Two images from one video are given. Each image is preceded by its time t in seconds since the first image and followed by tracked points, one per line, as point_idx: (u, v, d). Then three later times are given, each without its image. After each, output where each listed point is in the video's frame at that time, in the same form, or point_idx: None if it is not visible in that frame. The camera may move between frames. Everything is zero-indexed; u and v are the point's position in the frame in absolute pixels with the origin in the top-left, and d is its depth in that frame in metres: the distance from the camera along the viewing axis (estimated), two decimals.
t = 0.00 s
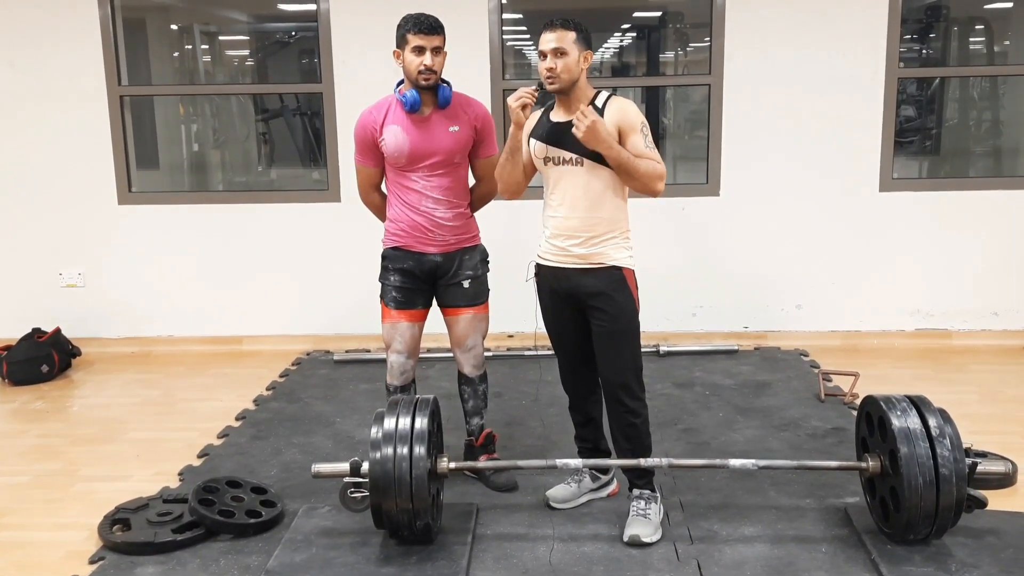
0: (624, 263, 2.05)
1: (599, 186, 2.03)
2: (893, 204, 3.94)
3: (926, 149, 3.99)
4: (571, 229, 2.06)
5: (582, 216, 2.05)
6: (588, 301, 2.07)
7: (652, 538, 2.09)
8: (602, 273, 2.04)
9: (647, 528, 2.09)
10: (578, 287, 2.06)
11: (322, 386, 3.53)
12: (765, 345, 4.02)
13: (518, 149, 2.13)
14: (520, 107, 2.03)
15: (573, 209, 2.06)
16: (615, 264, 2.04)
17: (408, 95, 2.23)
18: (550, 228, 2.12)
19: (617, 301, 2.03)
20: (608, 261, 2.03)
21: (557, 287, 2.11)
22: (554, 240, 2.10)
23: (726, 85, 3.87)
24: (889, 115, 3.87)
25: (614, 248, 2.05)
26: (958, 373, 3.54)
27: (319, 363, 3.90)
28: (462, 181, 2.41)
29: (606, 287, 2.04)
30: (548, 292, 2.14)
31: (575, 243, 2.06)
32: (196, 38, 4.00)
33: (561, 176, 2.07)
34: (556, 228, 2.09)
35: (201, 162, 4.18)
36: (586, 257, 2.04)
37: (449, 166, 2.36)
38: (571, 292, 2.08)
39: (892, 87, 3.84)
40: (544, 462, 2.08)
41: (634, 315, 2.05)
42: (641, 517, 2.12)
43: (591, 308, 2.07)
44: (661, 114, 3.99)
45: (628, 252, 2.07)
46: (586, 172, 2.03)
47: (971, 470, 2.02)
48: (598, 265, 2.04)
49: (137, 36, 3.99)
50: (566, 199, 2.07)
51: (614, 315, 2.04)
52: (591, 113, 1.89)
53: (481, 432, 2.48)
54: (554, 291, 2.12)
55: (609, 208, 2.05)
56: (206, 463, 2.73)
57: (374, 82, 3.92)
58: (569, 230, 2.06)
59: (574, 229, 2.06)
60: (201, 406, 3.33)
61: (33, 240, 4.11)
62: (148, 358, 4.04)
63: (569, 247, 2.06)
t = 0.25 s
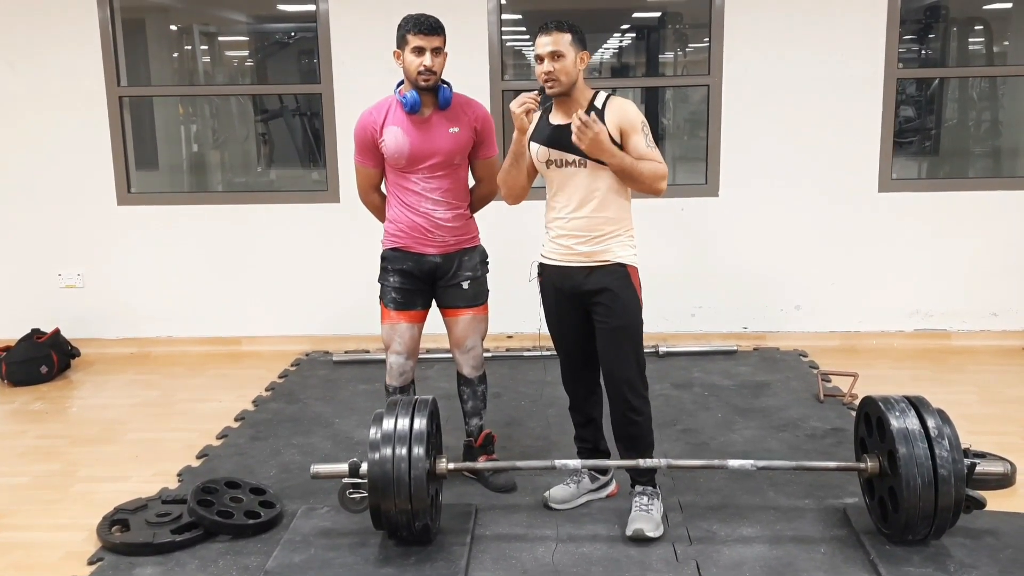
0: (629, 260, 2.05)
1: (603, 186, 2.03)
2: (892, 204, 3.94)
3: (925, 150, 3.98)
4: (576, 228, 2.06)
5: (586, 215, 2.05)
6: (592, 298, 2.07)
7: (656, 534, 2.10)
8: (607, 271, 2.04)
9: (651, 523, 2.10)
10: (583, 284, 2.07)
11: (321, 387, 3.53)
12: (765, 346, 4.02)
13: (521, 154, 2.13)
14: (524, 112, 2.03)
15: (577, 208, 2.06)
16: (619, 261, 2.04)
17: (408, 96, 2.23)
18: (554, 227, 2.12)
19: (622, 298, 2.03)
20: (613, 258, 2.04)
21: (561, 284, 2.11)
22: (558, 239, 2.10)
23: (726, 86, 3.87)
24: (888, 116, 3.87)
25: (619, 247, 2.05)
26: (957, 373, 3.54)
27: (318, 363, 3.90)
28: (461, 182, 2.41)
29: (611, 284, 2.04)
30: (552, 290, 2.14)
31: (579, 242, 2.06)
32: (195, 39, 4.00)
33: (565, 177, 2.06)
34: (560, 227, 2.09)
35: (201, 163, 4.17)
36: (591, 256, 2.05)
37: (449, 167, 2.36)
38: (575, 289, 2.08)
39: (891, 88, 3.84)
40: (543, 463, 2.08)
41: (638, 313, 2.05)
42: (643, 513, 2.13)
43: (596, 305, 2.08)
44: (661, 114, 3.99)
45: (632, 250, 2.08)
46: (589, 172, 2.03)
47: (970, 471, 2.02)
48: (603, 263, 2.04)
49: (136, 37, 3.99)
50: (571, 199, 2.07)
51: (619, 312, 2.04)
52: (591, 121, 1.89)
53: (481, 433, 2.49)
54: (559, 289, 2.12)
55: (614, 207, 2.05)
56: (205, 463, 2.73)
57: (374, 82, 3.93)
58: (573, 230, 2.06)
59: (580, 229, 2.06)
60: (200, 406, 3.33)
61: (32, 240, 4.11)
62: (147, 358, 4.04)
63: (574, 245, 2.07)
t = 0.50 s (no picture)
0: (633, 262, 2.06)
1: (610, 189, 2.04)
2: (891, 207, 3.94)
3: (925, 150, 3.98)
4: (582, 229, 2.07)
5: (591, 216, 2.06)
6: (597, 300, 2.08)
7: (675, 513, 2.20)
8: (611, 272, 2.05)
9: (670, 503, 2.20)
10: (588, 287, 2.08)
11: (320, 388, 3.53)
12: (764, 346, 4.03)
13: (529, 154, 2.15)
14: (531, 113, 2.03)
15: (582, 209, 2.07)
16: (624, 263, 2.05)
17: (408, 97, 2.23)
18: (559, 228, 2.13)
19: (627, 299, 2.04)
20: (617, 259, 2.05)
21: (566, 284, 2.11)
22: (563, 239, 2.11)
23: (725, 87, 3.88)
24: (887, 117, 3.87)
25: (624, 249, 2.06)
26: (956, 374, 3.54)
27: (317, 364, 3.90)
28: (461, 183, 2.41)
29: (616, 285, 2.05)
30: (557, 290, 2.14)
31: (584, 242, 2.07)
32: (194, 40, 3.99)
33: (570, 178, 2.07)
34: (565, 227, 2.10)
35: (200, 164, 4.16)
36: (595, 256, 2.06)
37: (448, 168, 2.36)
38: (580, 289, 2.09)
39: (890, 89, 3.85)
40: (542, 463, 2.08)
41: (643, 314, 2.06)
42: (661, 493, 2.21)
43: (601, 306, 2.09)
44: (661, 115, 3.98)
45: (637, 251, 2.09)
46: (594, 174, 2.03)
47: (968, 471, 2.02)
48: (607, 264, 2.05)
49: (136, 37, 3.99)
50: (576, 200, 2.07)
51: (624, 313, 2.05)
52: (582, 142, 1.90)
53: (480, 433, 2.49)
54: (563, 289, 2.13)
55: (619, 209, 2.06)
56: (204, 464, 2.73)
57: (372, 84, 3.93)
58: (578, 230, 2.07)
59: (585, 230, 2.06)
60: (199, 407, 3.33)
61: (31, 241, 4.11)
62: (146, 359, 4.04)
63: (579, 246, 2.07)
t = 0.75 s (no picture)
0: (645, 264, 2.08)
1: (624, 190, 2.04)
2: (889, 207, 3.94)
3: (924, 150, 3.97)
4: (593, 230, 2.07)
5: (604, 216, 2.06)
6: (610, 304, 2.09)
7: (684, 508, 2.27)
8: (623, 274, 2.06)
9: (679, 499, 2.27)
10: (601, 291, 2.08)
11: (319, 388, 3.53)
12: (763, 346, 4.03)
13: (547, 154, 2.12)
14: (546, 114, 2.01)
15: (596, 209, 2.07)
16: (635, 265, 2.06)
17: (407, 97, 2.23)
18: (570, 227, 2.13)
19: (638, 303, 2.06)
20: (630, 261, 2.06)
21: (575, 284, 2.12)
22: (574, 238, 2.11)
23: (724, 87, 3.88)
24: (886, 117, 3.88)
25: (635, 250, 2.07)
26: (955, 374, 3.54)
27: (317, 364, 3.90)
28: (460, 183, 2.40)
29: (631, 290, 2.06)
30: (565, 289, 2.15)
31: (596, 243, 2.07)
32: (193, 40, 3.99)
33: (585, 177, 2.07)
34: (577, 227, 2.10)
35: (199, 164, 4.15)
36: (607, 257, 2.06)
37: (448, 169, 2.35)
38: (590, 290, 2.10)
39: (889, 89, 3.85)
40: (542, 463, 2.08)
41: (654, 316, 2.08)
42: (670, 488, 2.29)
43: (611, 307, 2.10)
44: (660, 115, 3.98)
45: (648, 253, 2.10)
46: (609, 173, 2.03)
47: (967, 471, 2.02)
48: (619, 265, 2.06)
49: (135, 37, 3.99)
50: (589, 199, 2.07)
51: (634, 316, 2.07)
52: (606, 127, 1.91)
53: (479, 433, 2.49)
54: (576, 290, 2.12)
55: (631, 211, 2.06)
56: (204, 464, 2.73)
57: (371, 83, 3.93)
58: (590, 230, 2.08)
59: (597, 230, 2.07)
60: (199, 407, 3.33)
61: (30, 241, 4.10)
62: (145, 359, 4.04)
63: (590, 246, 2.08)
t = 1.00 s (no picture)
0: (671, 266, 2.10)
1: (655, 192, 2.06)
2: (888, 208, 3.95)
3: (924, 151, 3.98)
4: (620, 231, 2.09)
5: (632, 218, 2.08)
6: (633, 303, 2.11)
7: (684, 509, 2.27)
8: (648, 275, 2.08)
9: (680, 500, 2.27)
10: (627, 289, 2.10)
11: (319, 390, 3.53)
12: (763, 347, 4.03)
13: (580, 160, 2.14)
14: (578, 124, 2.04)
15: (624, 210, 2.09)
16: (662, 267, 2.08)
17: (409, 99, 2.23)
18: (596, 227, 2.14)
19: (662, 304, 2.09)
20: (656, 262, 2.08)
21: (597, 287, 2.14)
22: (600, 238, 2.13)
23: (723, 88, 3.88)
24: (885, 118, 3.88)
25: (661, 252, 2.09)
26: (955, 375, 3.55)
27: (317, 365, 3.90)
28: (462, 185, 2.40)
29: (656, 289, 2.09)
30: (587, 293, 2.17)
31: (623, 243, 2.09)
32: (193, 41, 3.99)
33: (614, 178, 2.08)
34: (604, 227, 2.12)
35: (198, 166, 4.15)
36: (634, 258, 2.08)
37: (449, 171, 2.35)
38: (613, 293, 2.12)
39: (888, 90, 3.85)
40: (542, 465, 2.08)
41: (676, 318, 2.11)
42: (671, 490, 2.29)
43: (633, 309, 2.12)
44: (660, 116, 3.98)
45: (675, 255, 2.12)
46: (640, 175, 2.05)
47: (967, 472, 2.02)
48: (645, 266, 2.08)
49: (134, 39, 3.99)
50: (618, 200, 2.09)
51: (658, 317, 2.10)
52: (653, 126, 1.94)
53: (479, 436, 2.49)
54: (599, 288, 2.14)
55: (659, 213, 2.08)
56: (204, 466, 2.73)
57: (371, 85, 3.93)
58: (617, 231, 2.09)
59: (624, 231, 2.08)
60: (198, 409, 3.33)
61: (30, 243, 4.10)
62: (145, 361, 4.04)
63: (616, 247, 2.09)
